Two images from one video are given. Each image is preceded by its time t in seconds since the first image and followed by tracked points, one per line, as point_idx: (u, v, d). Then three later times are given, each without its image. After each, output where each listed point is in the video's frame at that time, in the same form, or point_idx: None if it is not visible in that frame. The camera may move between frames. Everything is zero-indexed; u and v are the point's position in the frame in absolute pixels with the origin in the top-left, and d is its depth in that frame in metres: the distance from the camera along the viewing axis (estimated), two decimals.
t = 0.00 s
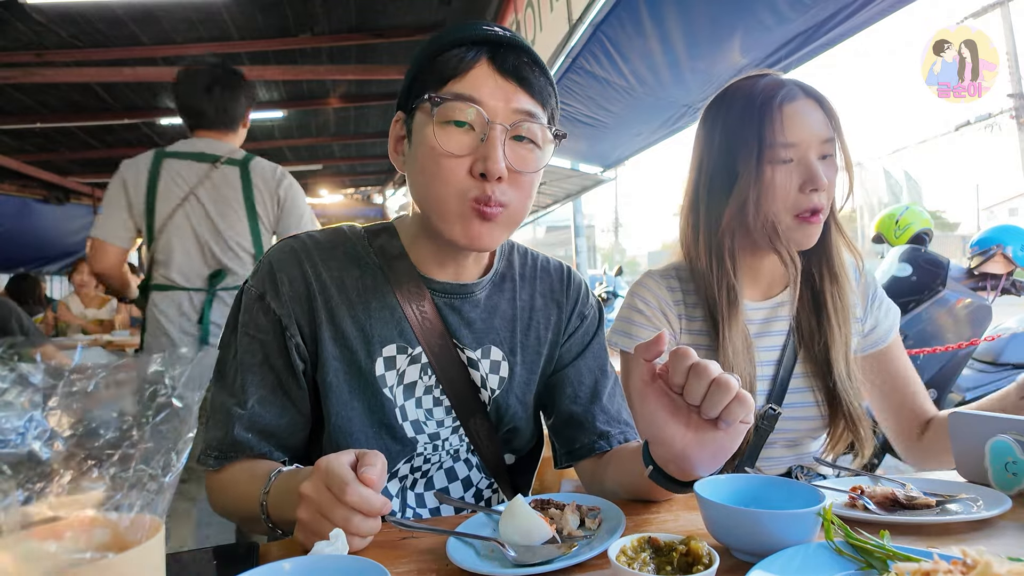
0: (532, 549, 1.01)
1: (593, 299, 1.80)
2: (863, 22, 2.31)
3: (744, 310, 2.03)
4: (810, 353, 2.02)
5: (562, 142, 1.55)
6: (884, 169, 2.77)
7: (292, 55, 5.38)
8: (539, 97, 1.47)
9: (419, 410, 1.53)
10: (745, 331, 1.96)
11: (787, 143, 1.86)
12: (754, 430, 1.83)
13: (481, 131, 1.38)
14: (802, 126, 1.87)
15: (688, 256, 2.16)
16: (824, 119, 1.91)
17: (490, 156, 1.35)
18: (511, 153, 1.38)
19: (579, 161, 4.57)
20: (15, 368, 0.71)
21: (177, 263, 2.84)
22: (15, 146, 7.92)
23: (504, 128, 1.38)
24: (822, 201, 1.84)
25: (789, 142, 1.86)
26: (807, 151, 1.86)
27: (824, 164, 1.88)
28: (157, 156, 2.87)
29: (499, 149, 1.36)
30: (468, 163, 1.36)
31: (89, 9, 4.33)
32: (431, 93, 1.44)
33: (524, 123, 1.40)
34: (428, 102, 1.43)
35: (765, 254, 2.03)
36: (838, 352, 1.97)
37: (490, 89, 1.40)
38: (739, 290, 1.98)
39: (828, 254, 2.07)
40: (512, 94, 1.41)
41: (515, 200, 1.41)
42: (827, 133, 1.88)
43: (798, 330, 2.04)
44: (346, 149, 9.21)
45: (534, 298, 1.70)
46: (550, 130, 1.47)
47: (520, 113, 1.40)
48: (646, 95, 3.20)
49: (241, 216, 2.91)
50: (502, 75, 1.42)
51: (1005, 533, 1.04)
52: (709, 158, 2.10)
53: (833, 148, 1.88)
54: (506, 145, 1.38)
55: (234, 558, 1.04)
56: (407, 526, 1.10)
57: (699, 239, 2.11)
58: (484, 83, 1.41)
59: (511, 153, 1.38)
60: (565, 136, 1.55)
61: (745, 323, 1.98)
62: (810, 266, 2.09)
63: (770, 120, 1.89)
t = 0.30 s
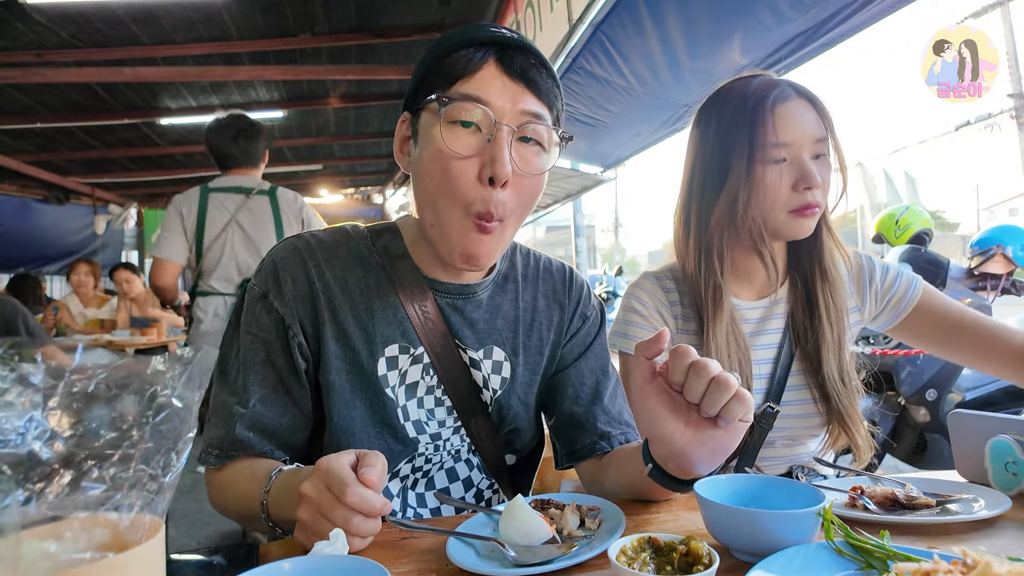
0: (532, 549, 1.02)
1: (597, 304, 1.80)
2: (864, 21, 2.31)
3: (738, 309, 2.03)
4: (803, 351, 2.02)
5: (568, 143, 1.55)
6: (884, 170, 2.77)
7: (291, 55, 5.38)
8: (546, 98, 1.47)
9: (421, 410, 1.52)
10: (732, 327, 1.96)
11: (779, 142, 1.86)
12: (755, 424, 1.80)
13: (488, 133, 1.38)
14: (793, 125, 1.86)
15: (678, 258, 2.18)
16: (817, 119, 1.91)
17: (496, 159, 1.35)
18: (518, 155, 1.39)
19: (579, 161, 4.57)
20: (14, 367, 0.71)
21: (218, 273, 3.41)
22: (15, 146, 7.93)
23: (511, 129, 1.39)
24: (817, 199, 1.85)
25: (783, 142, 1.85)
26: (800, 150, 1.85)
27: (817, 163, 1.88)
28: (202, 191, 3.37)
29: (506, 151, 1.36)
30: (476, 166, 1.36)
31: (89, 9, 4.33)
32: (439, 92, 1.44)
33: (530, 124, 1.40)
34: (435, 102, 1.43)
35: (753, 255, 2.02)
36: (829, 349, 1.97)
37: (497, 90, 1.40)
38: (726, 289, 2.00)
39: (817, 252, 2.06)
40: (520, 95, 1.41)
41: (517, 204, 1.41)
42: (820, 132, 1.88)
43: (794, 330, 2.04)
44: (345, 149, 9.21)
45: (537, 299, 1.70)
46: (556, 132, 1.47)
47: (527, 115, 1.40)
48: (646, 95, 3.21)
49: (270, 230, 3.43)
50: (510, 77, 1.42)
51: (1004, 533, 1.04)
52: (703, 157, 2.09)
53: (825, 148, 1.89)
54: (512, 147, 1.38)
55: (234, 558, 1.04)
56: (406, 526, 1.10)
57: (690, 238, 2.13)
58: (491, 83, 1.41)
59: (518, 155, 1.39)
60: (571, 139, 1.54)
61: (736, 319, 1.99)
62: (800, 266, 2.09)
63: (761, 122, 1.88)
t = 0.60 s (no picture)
0: (532, 549, 1.02)
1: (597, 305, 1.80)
2: (864, 21, 2.31)
3: (738, 310, 2.03)
4: (804, 352, 2.02)
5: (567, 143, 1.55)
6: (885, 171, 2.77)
7: (292, 55, 5.38)
8: (546, 98, 1.47)
9: (421, 410, 1.53)
10: (732, 328, 1.96)
11: (778, 139, 1.85)
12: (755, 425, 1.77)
13: (487, 134, 1.38)
14: (795, 122, 1.86)
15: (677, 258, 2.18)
16: (816, 115, 1.90)
17: (495, 157, 1.35)
18: (518, 155, 1.39)
19: (580, 161, 4.57)
20: (14, 368, 0.71)
21: (238, 264, 3.72)
22: (15, 145, 7.93)
23: (511, 129, 1.39)
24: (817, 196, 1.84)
25: (780, 139, 1.85)
26: (799, 148, 1.85)
27: (817, 160, 1.87)
28: (221, 194, 3.75)
29: (506, 150, 1.36)
30: (474, 165, 1.36)
31: (89, 9, 4.33)
32: (438, 92, 1.44)
33: (529, 124, 1.40)
34: (435, 102, 1.43)
35: (756, 252, 2.03)
36: (829, 348, 1.97)
37: (497, 90, 1.40)
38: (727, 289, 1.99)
39: (817, 251, 2.06)
40: (520, 95, 1.41)
41: (519, 201, 1.40)
42: (818, 129, 1.88)
43: (794, 331, 2.04)
44: (345, 149, 9.21)
45: (536, 299, 1.70)
46: (556, 132, 1.48)
47: (527, 114, 1.40)
48: (646, 95, 3.21)
49: (278, 227, 3.73)
50: (510, 78, 1.42)
51: (1004, 533, 1.04)
52: (701, 155, 2.09)
53: (825, 145, 1.88)
54: (512, 147, 1.38)
55: (234, 558, 1.04)
56: (407, 526, 1.10)
57: (689, 238, 2.12)
58: (492, 83, 1.41)
59: (518, 155, 1.39)
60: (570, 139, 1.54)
61: (736, 319, 1.99)
62: (800, 265, 2.09)
63: (760, 118, 1.88)
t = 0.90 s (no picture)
0: (532, 550, 1.02)
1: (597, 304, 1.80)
2: (864, 21, 2.31)
3: (739, 310, 2.03)
4: (805, 352, 2.01)
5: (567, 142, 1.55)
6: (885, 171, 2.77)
7: (292, 55, 5.38)
8: (545, 97, 1.47)
9: (421, 410, 1.53)
10: (733, 328, 1.96)
11: (777, 137, 1.86)
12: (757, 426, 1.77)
13: (487, 132, 1.38)
14: (791, 121, 1.86)
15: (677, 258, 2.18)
16: (814, 114, 1.90)
17: (495, 157, 1.35)
18: (517, 154, 1.39)
19: (580, 161, 4.57)
20: (12, 366, 0.67)
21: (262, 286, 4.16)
22: (15, 146, 7.93)
23: (509, 128, 1.39)
24: (815, 194, 1.85)
25: (779, 137, 1.86)
26: (797, 146, 1.86)
27: (814, 159, 1.88)
28: (248, 221, 4.19)
29: (505, 150, 1.36)
30: (475, 165, 1.36)
31: (89, 9, 4.33)
32: (437, 92, 1.44)
33: (529, 123, 1.40)
34: (434, 102, 1.43)
35: (753, 252, 2.02)
36: (830, 346, 1.97)
37: (496, 90, 1.40)
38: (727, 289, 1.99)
39: (818, 250, 2.06)
40: (519, 94, 1.41)
41: (518, 202, 1.41)
42: (817, 126, 1.89)
43: (795, 331, 2.04)
44: (345, 149, 9.21)
45: (536, 299, 1.70)
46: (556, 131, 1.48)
47: (527, 113, 1.40)
48: (646, 95, 3.20)
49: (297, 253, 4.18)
50: (509, 76, 1.42)
51: (1004, 533, 1.04)
52: (699, 155, 2.09)
53: (822, 143, 1.89)
54: (511, 146, 1.38)
55: (234, 558, 1.04)
56: (408, 526, 1.10)
57: (689, 237, 2.12)
58: (491, 82, 1.41)
59: (517, 154, 1.39)
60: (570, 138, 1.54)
61: (737, 319, 1.99)
62: (801, 264, 2.09)
63: (756, 118, 1.89)
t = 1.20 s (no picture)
0: (532, 549, 1.02)
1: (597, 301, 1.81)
2: (863, 21, 2.31)
3: (735, 308, 2.03)
4: (801, 352, 2.01)
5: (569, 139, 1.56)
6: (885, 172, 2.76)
7: (292, 55, 5.38)
8: (547, 94, 1.48)
9: (421, 411, 1.53)
10: (724, 321, 1.97)
11: (765, 136, 1.87)
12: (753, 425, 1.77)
13: (494, 129, 1.38)
14: (779, 119, 1.87)
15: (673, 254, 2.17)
16: (804, 115, 1.92)
17: (504, 153, 1.35)
18: (524, 151, 1.39)
19: (580, 161, 4.57)
20: (12, 366, 0.66)
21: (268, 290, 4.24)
22: (15, 146, 7.93)
23: (516, 125, 1.39)
24: (801, 192, 1.85)
25: (767, 135, 1.87)
26: (785, 144, 1.86)
27: (803, 158, 1.89)
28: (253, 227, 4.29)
29: (513, 145, 1.36)
30: (481, 160, 1.36)
31: (89, 9, 4.33)
32: (440, 90, 1.44)
33: (534, 120, 1.40)
34: (438, 101, 1.42)
35: (746, 251, 2.03)
36: (823, 349, 1.96)
37: (502, 86, 1.40)
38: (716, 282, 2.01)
39: (812, 249, 2.06)
40: (525, 91, 1.42)
41: (528, 195, 1.41)
42: (805, 126, 1.90)
43: (792, 333, 2.03)
44: (345, 149, 9.21)
45: (536, 299, 1.70)
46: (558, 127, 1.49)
47: (531, 109, 1.41)
48: (646, 95, 3.20)
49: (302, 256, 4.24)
50: (513, 73, 1.42)
51: (1004, 533, 1.04)
52: (692, 156, 2.09)
53: (811, 142, 1.90)
54: (519, 143, 1.39)
55: (233, 558, 1.04)
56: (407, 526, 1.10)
57: (682, 235, 2.13)
58: (496, 79, 1.41)
59: (524, 151, 1.39)
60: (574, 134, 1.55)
61: (730, 316, 1.99)
62: (795, 263, 2.09)
63: (744, 117, 1.89)
